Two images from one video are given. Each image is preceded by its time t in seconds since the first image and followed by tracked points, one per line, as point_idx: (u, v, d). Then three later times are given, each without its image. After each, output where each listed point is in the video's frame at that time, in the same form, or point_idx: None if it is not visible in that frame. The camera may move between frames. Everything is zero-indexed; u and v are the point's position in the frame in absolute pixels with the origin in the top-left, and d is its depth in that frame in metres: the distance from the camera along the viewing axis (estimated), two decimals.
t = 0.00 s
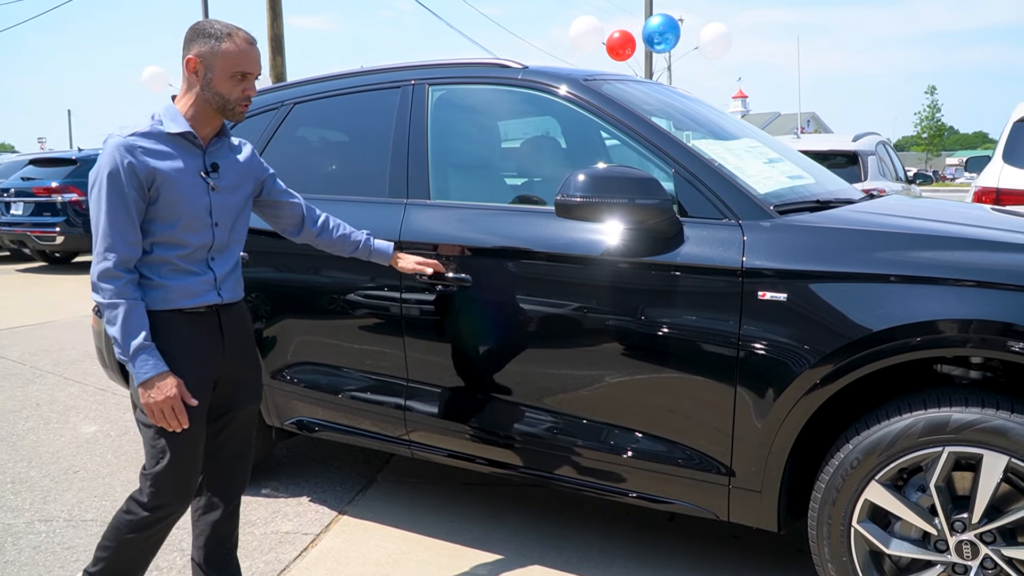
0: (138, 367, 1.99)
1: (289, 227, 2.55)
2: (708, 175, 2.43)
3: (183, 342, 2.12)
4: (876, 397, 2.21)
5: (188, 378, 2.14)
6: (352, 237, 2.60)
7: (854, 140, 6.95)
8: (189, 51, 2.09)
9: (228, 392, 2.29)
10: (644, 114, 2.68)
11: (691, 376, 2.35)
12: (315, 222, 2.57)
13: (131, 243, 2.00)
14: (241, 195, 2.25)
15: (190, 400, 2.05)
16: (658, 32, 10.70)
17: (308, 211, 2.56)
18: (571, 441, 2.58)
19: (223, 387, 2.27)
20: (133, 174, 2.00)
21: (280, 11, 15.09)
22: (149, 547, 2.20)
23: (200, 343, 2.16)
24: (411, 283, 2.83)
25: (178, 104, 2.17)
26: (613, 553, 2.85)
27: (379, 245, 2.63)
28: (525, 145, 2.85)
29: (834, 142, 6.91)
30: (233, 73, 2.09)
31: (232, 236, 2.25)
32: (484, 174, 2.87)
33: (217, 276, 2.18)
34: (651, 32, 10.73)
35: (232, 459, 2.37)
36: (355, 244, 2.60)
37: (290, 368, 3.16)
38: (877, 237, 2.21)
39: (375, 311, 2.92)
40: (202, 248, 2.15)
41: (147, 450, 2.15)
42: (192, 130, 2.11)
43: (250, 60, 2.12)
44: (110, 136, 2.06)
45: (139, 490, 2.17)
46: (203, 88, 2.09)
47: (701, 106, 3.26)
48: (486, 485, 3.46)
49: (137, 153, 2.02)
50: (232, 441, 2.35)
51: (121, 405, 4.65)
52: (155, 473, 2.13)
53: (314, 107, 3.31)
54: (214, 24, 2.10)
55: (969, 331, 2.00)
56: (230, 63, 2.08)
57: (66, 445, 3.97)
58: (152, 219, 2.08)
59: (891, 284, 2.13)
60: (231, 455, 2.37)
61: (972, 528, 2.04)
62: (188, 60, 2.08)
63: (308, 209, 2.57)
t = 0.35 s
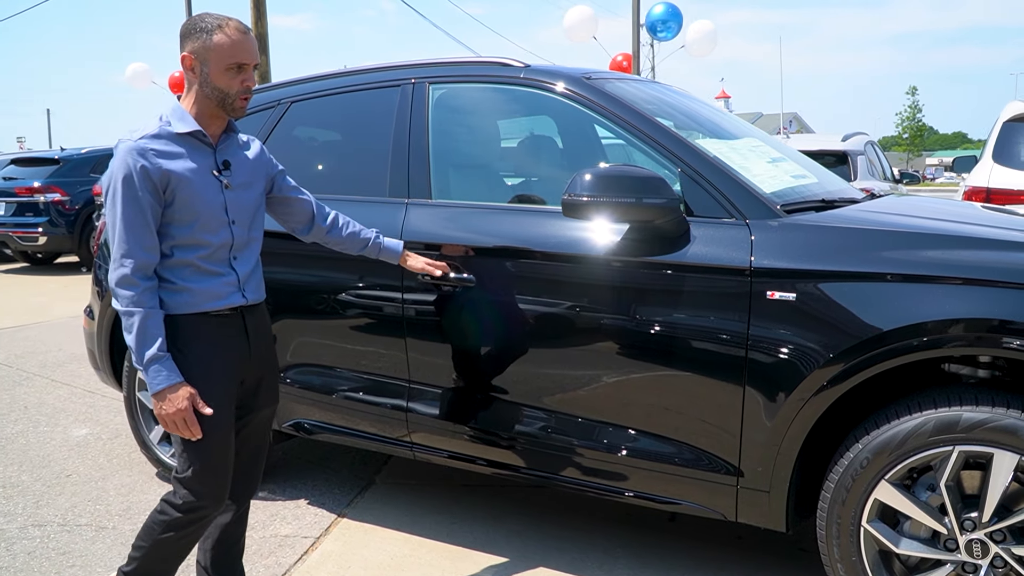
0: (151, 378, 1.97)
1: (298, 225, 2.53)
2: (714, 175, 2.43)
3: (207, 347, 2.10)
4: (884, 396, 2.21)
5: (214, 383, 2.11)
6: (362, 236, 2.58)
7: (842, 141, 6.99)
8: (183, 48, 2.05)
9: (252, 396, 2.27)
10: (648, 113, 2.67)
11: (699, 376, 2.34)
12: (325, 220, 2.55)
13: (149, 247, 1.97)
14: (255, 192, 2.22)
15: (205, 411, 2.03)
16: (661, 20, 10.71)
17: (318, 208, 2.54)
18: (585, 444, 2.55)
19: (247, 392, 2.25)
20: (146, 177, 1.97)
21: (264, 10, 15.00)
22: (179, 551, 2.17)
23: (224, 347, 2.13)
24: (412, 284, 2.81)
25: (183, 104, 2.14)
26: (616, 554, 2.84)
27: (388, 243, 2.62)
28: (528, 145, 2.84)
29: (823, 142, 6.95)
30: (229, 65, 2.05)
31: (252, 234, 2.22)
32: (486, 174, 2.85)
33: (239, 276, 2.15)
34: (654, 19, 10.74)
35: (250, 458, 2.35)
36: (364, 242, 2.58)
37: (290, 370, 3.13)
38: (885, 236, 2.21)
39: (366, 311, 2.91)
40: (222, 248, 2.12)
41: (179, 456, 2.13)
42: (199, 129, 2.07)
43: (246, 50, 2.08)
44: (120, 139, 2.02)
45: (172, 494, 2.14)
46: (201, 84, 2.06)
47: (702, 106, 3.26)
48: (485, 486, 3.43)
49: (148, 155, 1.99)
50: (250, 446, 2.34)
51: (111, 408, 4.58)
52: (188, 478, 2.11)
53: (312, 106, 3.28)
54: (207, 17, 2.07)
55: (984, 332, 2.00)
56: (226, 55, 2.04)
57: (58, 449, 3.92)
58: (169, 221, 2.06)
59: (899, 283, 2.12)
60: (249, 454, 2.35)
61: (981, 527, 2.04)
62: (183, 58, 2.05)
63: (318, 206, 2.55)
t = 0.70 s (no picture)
0: (152, 385, 1.94)
1: (287, 233, 2.52)
2: (723, 178, 2.45)
3: (217, 349, 2.09)
4: (893, 397, 2.23)
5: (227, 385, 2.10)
6: (347, 240, 2.55)
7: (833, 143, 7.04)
8: (170, 52, 2.03)
9: (262, 397, 2.26)
10: (654, 116, 2.68)
11: (709, 378, 2.36)
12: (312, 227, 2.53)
13: (146, 253, 1.96)
14: (254, 192, 2.21)
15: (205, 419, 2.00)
16: (667, 23, 10.76)
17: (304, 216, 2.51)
18: (582, 444, 2.58)
19: (257, 393, 2.24)
20: (141, 183, 1.96)
21: (250, 10, 14.92)
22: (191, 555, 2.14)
23: (236, 348, 2.12)
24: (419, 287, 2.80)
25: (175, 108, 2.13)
26: (622, 555, 2.85)
27: (374, 245, 2.57)
28: (534, 148, 2.84)
29: (813, 143, 7.00)
30: (217, 66, 2.02)
31: (254, 235, 2.20)
32: (493, 177, 2.86)
33: (244, 277, 2.15)
34: (660, 22, 10.80)
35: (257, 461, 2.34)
36: (350, 247, 2.55)
37: (296, 373, 3.12)
38: (893, 239, 2.23)
39: (362, 312, 2.92)
40: (225, 250, 2.11)
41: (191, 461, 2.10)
42: (194, 131, 2.06)
43: (232, 49, 2.05)
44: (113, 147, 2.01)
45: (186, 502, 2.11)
46: (191, 88, 2.04)
47: (704, 109, 3.28)
48: (488, 488, 3.43)
49: (141, 162, 1.98)
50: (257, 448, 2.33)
51: (107, 412, 4.55)
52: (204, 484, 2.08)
53: (314, 108, 3.27)
54: (191, 18, 2.04)
55: (984, 331, 2.03)
56: (212, 56, 2.01)
57: (55, 453, 3.88)
58: (168, 227, 2.04)
59: (908, 284, 2.14)
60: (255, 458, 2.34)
61: (991, 526, 2.06)
62: (171, 62, 2.03)
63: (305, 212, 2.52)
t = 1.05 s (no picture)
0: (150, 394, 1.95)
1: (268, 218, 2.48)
2: (729, 181, 2.49)
3: (193, 355, 2.09)
4: (899, 396, 2.28)
5: (206, 382, 2.12)
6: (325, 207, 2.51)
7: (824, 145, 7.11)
8: (140, 53, 2.03)
9: (243, 399, 2.27)
10: (660, 119, 2.72)
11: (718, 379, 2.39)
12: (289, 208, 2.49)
13: (127, 262, 1.96)
14: (222, 195, 2.22)
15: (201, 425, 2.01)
16: (650, 31, 10.82)
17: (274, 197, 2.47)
18: (585, 443, 2.61)
19: (238, 395, 2.25)
20: (118, 191, 1.95)
21: (238, 10, 14.87)
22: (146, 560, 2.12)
23: (212, 354, 2.13)
24: (426, 288, 2.82)
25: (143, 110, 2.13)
26: (628, 553, 2.88)
27: (355, 199, 2.53)
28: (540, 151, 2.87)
29: (805, 145, 7.06)
30: (187, 70, 2.03)
31: (226, 238, 2.22)
32: (499, 180, 2.89)
33: (222, 281, 2.16)
34: (647, 30, 10.82)
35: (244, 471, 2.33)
36: (331, 211, 2.51)
37: (301, 373, 3.13)
38: (899, 241, 2.27)
39: (358, 313, 2.95)
40: (201, 254, 2.12)
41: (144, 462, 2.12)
42: (163, 135, 2.07)
43: (203, 54, 2.05)
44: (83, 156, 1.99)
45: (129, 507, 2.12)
46: (159, 90, 2.04)
47: (707, 112, 3.32)
48: (491, 488, 3.46)
49: (116, 169, 1.96)
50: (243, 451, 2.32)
51: (105, 414, 4.53)
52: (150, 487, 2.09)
53: (319, 111, 3.28)
54: (163, 21, 2.04)
55: (977, 333, 2.08)
56: (183, 59, 2.01)
57: (55, 455, 3.88)
58: (145, 234, 2.04)
59: (914, 286, 2.18)
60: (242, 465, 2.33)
61: (995, 523, 2.11)
62: (140, 63, 2.03)
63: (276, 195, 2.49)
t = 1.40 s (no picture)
0: (109, 416, 1.87)
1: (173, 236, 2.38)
2: (733, 185, 2.52)
3: (145, 366, 2.04)
4: (902, 395, 2.31)
5: (154, 388, 2.06)
6: (233, 246, 2.36)
7: (814, 146, 7.17)
8: (113, 69, 1.90)
9: (197, 398, 2.21)
10: (663, 123, 2.74)
11: (723, 380, 2.42)
12: (200, 233, 2.38)
13: (74, 286, 1.87)
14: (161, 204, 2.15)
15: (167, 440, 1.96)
16: (621, 36, 10.83)
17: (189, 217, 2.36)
18: (588, 444, 2.63)
19: (188, 396, 2.20)
20: (66, 214, 1.85)
21: (226, 10, 14.83)
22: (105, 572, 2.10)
23: (164, 362, 2.08)
24: (431, 291, 2.84)
25: (82, 119, 1.97)
26: (632, 551, 2.91)
27: (261, 251, 2.32)
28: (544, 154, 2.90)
29: (795, 146, 7.12)
30: (163, 88, 1.98)
31: (166, 247, 2.16)
32: (503, 183, 2.90)
33: (168, 290, 2.11)
34: (614, 36, 10.86)
35: (220, 482, 2.25)
36: (235, 253, 2.35)
37: (302, 375, 3.13)
38: (901, 243, 2.31)
39: (354, 315, 2.98)
40: (146, 268, 2.06)
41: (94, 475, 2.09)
42: (116, 151, 1.98)
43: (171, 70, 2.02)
44: (25, 175, 1.86)
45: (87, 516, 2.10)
46: (132, 107, 1.95)
47: (707, 114, 3.35)
48: (492, 487, 3.48)
49: (63, 191, 1.86)
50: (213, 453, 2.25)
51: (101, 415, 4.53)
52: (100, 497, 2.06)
53: (320, 114, 3.29)
54: (133, 34, 1.93)
55: (971, 333, 2.12)
56: (163, 78, 1.97)
57: (53, 457, 3.87)
58: (88, 252, 1.95)
59: (918, 288, 2.22)
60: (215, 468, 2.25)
61: (997, 519, 2.14)
62: (116, 79, 1.91)
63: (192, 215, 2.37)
